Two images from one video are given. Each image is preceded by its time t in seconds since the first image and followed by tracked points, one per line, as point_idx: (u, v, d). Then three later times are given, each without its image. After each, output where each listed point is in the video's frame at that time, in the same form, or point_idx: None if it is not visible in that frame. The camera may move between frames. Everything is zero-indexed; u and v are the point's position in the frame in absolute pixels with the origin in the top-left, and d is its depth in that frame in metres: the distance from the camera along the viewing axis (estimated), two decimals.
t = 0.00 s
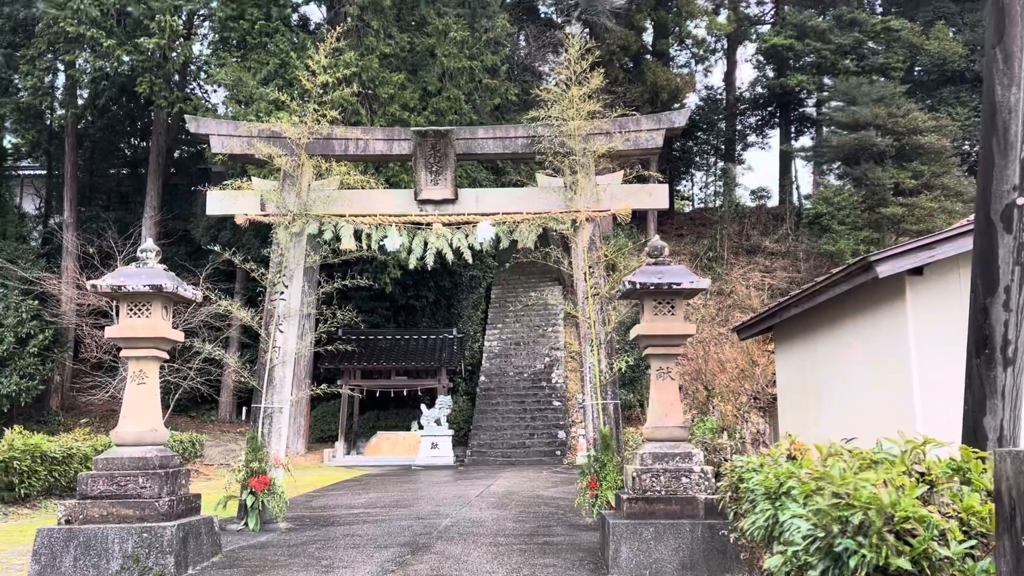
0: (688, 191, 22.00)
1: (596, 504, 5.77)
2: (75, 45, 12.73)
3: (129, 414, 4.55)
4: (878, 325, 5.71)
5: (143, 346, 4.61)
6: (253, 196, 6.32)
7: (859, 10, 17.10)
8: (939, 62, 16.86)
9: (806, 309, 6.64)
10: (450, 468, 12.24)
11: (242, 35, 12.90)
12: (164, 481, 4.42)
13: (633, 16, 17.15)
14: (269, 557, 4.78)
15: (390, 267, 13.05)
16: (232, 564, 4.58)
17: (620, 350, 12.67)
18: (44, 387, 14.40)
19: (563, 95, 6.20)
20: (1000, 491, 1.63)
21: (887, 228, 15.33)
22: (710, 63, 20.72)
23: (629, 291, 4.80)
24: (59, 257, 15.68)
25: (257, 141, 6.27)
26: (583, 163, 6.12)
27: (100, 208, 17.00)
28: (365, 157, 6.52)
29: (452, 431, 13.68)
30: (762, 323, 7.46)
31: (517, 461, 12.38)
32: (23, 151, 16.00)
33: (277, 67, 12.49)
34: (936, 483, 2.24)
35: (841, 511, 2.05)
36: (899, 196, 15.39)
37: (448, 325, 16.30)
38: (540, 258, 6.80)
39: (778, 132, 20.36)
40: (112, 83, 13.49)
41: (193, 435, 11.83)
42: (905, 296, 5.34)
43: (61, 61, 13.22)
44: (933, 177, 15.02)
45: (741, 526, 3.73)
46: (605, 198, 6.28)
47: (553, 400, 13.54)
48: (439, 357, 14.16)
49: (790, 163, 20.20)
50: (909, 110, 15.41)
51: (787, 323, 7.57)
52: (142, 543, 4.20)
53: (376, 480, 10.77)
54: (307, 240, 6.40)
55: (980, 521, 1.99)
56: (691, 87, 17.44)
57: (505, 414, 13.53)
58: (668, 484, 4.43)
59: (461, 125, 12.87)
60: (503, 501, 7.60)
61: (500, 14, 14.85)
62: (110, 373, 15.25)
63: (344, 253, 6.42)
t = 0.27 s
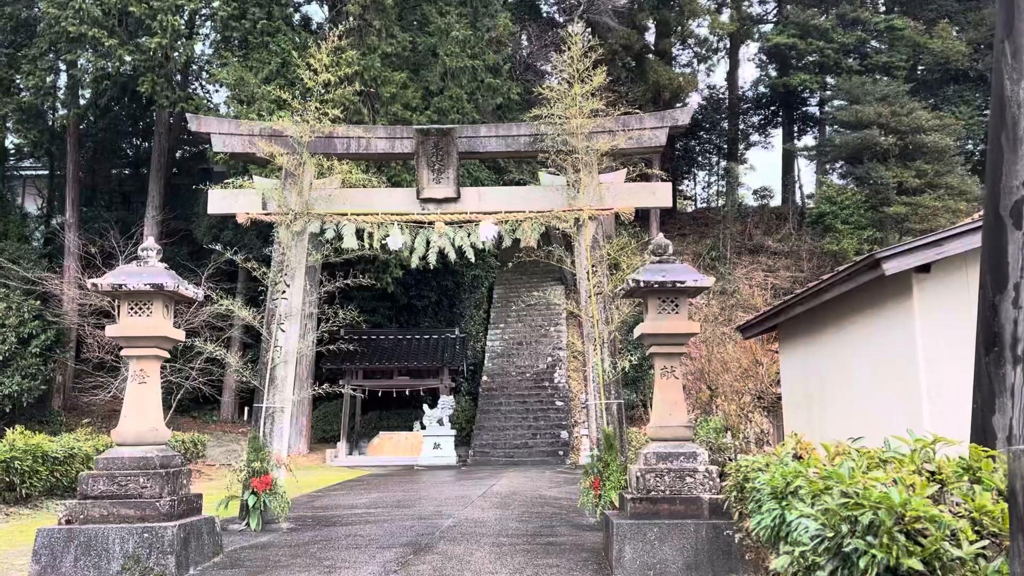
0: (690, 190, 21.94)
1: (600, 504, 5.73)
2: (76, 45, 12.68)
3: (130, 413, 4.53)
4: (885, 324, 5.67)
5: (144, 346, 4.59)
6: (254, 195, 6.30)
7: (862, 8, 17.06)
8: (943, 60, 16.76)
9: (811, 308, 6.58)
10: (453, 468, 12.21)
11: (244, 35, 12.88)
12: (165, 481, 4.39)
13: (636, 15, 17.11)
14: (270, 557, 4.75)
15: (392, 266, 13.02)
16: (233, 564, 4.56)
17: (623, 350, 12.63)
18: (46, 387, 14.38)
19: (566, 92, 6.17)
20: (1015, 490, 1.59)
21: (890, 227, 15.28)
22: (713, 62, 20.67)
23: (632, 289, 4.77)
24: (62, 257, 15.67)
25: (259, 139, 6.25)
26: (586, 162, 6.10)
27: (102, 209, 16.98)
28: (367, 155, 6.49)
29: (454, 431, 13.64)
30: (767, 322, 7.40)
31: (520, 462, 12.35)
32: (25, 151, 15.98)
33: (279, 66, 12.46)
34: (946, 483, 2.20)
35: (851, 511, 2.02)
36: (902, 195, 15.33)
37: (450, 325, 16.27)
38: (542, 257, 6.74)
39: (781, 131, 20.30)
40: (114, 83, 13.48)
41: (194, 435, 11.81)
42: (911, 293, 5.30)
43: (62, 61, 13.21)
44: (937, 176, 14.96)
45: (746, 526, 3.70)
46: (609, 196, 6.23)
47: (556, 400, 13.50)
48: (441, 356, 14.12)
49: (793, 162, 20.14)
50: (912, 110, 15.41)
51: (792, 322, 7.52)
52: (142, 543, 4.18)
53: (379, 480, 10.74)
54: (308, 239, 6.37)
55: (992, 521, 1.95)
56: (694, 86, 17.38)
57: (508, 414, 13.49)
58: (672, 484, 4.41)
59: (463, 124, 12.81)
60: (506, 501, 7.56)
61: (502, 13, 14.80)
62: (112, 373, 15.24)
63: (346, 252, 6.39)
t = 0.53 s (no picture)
0: (693, 190, 21.88)
1: (603, 503, 5.67)
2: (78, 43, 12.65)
3: (128, 410, 4.47)
4: (893, 320, 5.60)
5: (142, 343, 4.53)
6: (255, 192, 6.24)
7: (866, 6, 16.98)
8: (947, 58, 16.64)
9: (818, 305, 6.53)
10: (456, 467, 12.15)
11: (246, 33, 12.85)
12: (163, 479, 4.34)
13: (639, 13, 17.04)
14: (270, 556, 4.70)
15: (394, 265, 12.99)
16: (233, 564, 4.50)
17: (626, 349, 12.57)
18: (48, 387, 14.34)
19: (568, 88, 6.12)
20: None
21: (895, 225, 15.19)
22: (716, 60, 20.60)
23: (636, 286, 4.71)
24: (63, 256, 15.63)
25: (259, 136, 6.20)
26: (589, 157, 6.04)
27: (104, 208, 16.95)
28: (368, 152, 6.43)
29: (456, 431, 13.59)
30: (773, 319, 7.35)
31: (522, 461, 12.29)
32: (27, 150, 15.94)
33: (280, 65, 12.41)
34: (960, 480, 2.14)
35: (863, 509, 1.96)
36: (907, 194, 15.25)
37: (453, 324, 16.22)
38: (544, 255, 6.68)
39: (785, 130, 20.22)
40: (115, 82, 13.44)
41: (196, 434, 11.77)
42: (920, 289, 5.24)
43: (64, 60, 13.17)
44: (942, 174, 14.91)
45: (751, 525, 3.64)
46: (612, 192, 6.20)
47: (558, 399, 13.45)
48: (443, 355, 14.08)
49: (797, 161, 20.05)
50: (917, 107, 15.31)
51: (799, 320, 7.46)
52: (141, 542, 4.13)
53: (381, 479, 10.69)
54: (309, 236, 6.31)
55: (1009, 519, 1.89)
56: (697, 85, 17.31)
57: (510, 413, 13.44)
58: (677, 483, 4.35)
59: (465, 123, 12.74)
60: (508, 501, 7.50)
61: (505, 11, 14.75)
62: (114, 372, 15.20)
63: (347, 250, 6.34)
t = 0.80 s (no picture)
0: (697, 188, 21.76)
1: (606, 503, 5.58)
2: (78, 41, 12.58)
3: (122, 409, 4.39)
4: (902, 317, 5.51)
5: (136, 340, 4.45)
6: (253, 187, 6.16)
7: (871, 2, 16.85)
8: (953, 56, 16.39)
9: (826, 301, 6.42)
10: (458, 467, 12.06)
11: (247, 30, 12.78)
12: (157, 479, 4.26)
13: (642, 10, 16.94)
14: (267, 558, 4.61)
15: (396, 263, 12.93)
16: (229, 565, 4.42)
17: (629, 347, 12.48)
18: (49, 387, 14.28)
19: (571, 83, 6.02)
20: None
21: (901, 223, 15.06)
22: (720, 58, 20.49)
23: (639, 282, 4.62)
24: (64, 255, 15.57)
25: (257, 131, 6.12)
26: (591, 152, 5.94)
27: (105, 207, 16.88)
28: (367, 147, 6.34)
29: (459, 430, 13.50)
30: (780, 316, 7.24)
31: (525, 461, 12.20)
32: (28, 148, 15.88)
33: (281, 62, 12.33)
34: (979, 480, 2.05)
35: (878, 511, 1.86)
36: (913, 191, 15.13)
37: (455, 323, 16.14)
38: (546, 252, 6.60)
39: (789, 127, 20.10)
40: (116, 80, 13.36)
41: (196, 433, 11.70)
42: (930, 285, 5.14)
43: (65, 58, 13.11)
44: (948, 171, 14.79)
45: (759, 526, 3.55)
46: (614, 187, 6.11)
47: (561, 399, 13.36)
48: (446, 354, 14.00)
49: (801, 158, 19.93)
50: (922, 104, 15.18)
51: (805, 317, 7.35)
52: (134, 544, 4.05)
53: (382, 479, 10.61)
54: (308, 233, 6.22)
55: None
56: (701, 82, 17.20)
57: (513, 413, 13.35)
58: (682, 483, 4.25)
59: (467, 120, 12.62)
60: (509, 501, 7.40)
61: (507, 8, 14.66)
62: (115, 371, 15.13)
63: (346, 246, 6.25)
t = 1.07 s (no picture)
0: (701, 186, 21.65)
1: (611, 503, 5.49)
2: (80, 39, 12.53)
3: (118, 407, 4.31)
4: (916, 312, 5.40)
5: (132, 337, 4.36)
6: (253, 183, 6.07)
7: None
8: (960, 52, 16.31)
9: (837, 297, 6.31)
10: (461, 466, 11.98)
11: (249, 27, 12.70)
12: (153, 479, 4.17)
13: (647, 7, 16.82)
14: (265, 559, 4.53)
15: (400, 261, 12.84)
16: (227, 566, 4.33)
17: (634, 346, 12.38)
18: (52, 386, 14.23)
19: (575, 75, 5.92)
20: None
21: (908, 221, 14.92)
22: (725, 55, 20.37)
23: (646, 278, 4.52)
24: (67, 254, 15.52)
25: (257, 126, 6.03)
26: (596, 147, 5.84)
27: (108, 206, 16.83)
28: (368, 142, 6.24)
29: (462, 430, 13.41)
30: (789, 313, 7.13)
31: (529, 460, 12.11)
32: (30, 147, 15.84)
33: (284, 59, 12.26)
34: (1006, 479, 1.96)
35: (902, 512, 1.77)
36: (920, 189, 15.00)
37: (459, 322, 16.05)
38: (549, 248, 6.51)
39: (795, 125, 19.98)
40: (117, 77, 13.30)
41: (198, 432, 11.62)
42: (943, 279, 5.04)
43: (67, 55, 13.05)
44: (956, 169, 14.64)
45: (769, 528, 3.45)
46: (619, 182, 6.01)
47: (565, 398, 13.27)
48: (449, 353, 13.90)
49: (807, 156, 19.81)
50: (930, 101, 15.05)
51: (815, 314, 7.25)
52: (129, 545, 3.96)
53: (385, 478, 10.54)
54: (308, 229, 6.14)
55: None
56: (706, 79, 17.08)
57: (517, 412, 13.25)
58: (689, 483, 4.16)
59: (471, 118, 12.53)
60: (513, 500, 7.31)
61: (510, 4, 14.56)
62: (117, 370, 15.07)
63: (347, 243, 6.16)
